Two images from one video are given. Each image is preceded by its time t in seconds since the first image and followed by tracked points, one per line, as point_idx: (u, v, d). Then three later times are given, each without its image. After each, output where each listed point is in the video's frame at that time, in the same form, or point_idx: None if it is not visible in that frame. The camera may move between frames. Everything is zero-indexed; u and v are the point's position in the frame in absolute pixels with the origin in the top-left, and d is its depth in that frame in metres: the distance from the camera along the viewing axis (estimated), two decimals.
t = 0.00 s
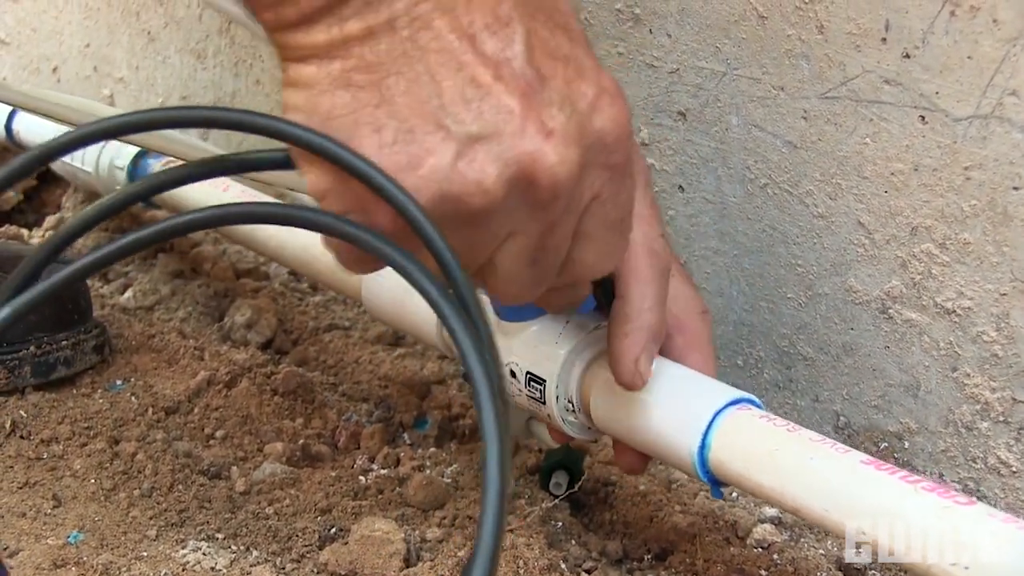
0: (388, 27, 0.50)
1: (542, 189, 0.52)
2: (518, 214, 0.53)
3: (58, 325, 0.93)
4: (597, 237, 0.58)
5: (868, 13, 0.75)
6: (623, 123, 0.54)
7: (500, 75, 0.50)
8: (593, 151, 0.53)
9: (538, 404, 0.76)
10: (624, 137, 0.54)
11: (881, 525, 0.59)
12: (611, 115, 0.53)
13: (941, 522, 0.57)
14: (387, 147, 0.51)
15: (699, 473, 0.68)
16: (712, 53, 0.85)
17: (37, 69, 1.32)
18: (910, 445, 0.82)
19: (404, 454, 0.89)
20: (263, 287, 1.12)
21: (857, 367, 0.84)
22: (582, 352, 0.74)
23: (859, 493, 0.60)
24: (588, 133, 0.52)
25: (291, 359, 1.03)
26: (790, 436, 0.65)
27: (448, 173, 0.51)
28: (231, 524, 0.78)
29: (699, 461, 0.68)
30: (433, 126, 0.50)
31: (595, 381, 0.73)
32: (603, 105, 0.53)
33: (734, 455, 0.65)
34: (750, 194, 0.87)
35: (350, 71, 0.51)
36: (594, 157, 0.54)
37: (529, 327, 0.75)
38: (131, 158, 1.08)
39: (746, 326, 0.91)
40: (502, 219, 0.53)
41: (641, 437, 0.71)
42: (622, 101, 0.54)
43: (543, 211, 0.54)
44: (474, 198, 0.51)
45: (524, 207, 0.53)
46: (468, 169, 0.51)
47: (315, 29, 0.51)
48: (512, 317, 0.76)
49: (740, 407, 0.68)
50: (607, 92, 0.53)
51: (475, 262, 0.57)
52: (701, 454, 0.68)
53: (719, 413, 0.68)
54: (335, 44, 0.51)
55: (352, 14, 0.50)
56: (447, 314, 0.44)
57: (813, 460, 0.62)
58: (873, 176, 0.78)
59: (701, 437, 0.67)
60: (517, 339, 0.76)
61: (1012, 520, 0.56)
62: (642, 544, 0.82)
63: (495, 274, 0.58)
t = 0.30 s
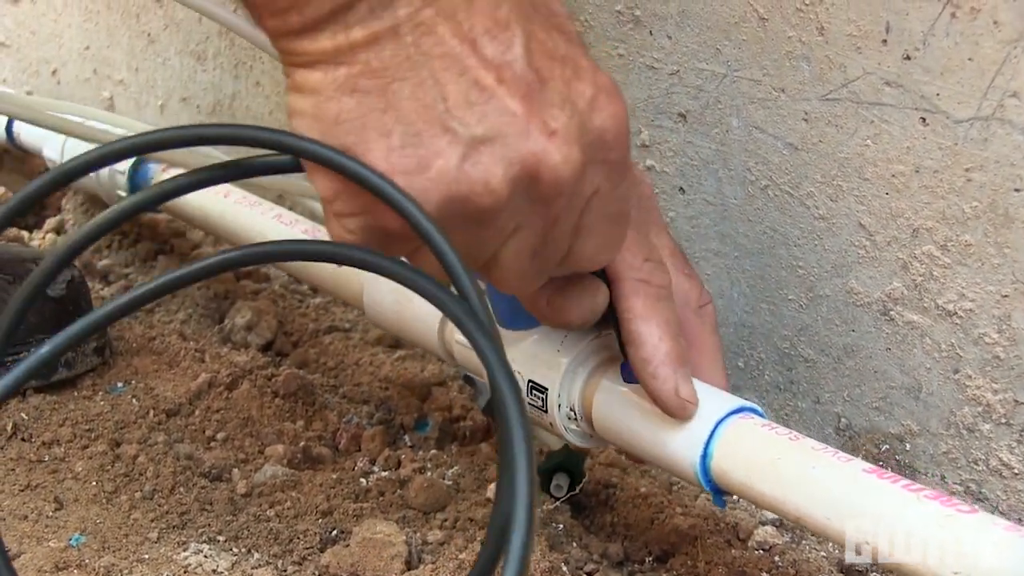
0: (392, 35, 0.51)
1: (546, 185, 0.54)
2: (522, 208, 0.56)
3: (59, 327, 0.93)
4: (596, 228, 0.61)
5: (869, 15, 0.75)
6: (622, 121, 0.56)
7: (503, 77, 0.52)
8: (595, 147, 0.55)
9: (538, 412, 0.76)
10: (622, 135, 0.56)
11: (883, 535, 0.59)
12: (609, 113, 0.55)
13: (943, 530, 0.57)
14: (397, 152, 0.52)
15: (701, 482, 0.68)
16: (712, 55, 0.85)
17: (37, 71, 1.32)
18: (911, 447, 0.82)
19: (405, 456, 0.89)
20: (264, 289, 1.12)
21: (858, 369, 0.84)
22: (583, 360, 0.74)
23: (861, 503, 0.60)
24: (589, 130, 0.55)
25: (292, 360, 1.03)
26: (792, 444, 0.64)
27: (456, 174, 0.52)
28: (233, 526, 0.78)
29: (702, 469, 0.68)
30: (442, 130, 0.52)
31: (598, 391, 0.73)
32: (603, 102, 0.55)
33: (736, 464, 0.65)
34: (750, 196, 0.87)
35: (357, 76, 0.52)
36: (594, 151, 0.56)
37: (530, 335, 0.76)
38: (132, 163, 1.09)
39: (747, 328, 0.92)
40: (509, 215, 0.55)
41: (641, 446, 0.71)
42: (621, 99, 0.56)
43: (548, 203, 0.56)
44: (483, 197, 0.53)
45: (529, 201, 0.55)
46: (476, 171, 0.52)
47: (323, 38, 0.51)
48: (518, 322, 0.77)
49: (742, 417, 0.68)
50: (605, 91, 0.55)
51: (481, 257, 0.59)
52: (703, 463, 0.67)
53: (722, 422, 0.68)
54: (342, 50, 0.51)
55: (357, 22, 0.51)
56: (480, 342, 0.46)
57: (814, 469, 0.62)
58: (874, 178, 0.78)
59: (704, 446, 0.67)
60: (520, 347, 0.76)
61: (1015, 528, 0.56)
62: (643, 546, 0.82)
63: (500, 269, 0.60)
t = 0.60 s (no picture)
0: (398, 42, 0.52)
1: (566, 185, 0.55)
2: (541, 210, 0.57)
3: (59, 328, 0.93)
4: (609, 229, 0.62)
5: (869, 14, 0.74)
6: (635, 114, 0.57)
7: (520, 78, 0.53)
8: (609, 145, 0.57)
9: (539, 410, 0.76)
10: (636, 128, 0.57)
11: (884, 533, 0.59)
12: (624, 110, 0.56)
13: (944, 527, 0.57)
14: (416, 154, 0.53)
15: (701, 479, 0.69)
16: (713, 55, 0.85)
17: (37, 73, 1.32)
18: (913, 446, 0.82)
19: (406, 456, 0.89)
20: (264, 290, 1.12)
21: (859, 369, 0.84)
22: (585, 357, 0.74)
23: (861, 500, 0.60)
24: (604, 129, 0.56)
25: (293, 361, 1.03)
26: (793, 442, 0.65)
27: (477, 176, 0.54)
28: (234, 528, 0.78)
29: (702, 466, 0.68)
30: (460, 132, 0.53)
31: (599, 387, 0.73)
32: (616, 99, 0.56)
33: (737, 462, 0.66)
34: (751, 195, 0.87)
35: (372, 80, 0.53)
36: (609, 150, 0.57)
37: (531, 333, 0.76)
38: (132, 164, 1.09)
39: (747, 327, 0.92)
40: (529, 216, 0.57)
41: (643, 442, 0.71)
42: (632, 94, 0.57)
43: (567, 204, 0.57)
44: (503, 198, 0.54)
45: (548, 201, 0.57)
46: (495, 173, 0.54)
47: (336, 39, 0.52)
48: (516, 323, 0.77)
49: (743, 414, 0.68)
50: (618, 87, 0.56)
51: (499, 257, 0.60)
52: (704, 460, 0.68)
53: (723, 419, 0.68)
54: (355, 53, 0.52)
55: (372, 24, 0.52)
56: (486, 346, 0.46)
57: (815, 467, 0.62)
58: (874, 177, 0.78)
59: (704, 443, 0.68)
60: (521, 345, 0.76)
61: (1016, 525, 0.56)
62: (644, 546, 0.82)
63: (517, 269, 0.61)
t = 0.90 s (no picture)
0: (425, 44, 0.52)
1: (619, 215, 0.54)
2: (592, 244, 0.56)
3: (61, 327, 0.94)
4: (654, 260, 0.60)
5: (872, 16, 0.74)
6: (681, 144, 0.57)
7: (569, 105, 0.53)
8: (661, 175, 0.56)
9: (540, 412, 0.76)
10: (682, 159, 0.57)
11: (884, 536, 0.59)
12: (670, 138, 0.56)
13: (944, 530, 0.57)
14: (466, 188, 0.51)
15: (702, 481, 0.69)
16: (715, 56, 0.85)
17: (39, 71, 1.32)
18: (914, 449, 0.82)
19: (407, 456, 0.89)
20: (266, 289, 1.12)
21: (860, 371, 0.84)
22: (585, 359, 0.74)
23: (862, 503, 0.60)
24: (655, 156, 0.55)
25: (293, 361, 1.03)
26: (793, 446, 0.65)
27: (530, 208, 0.52)
28: (234, 527, 0.78)
29: (703, 468, 0.68)
30: (510, 161, 0.52)
31: (600, 389, 0.73)
32: (662, 128, 0.56)
33: (737, 464, 0.66)
34: (753, 197, 0.87)
35: (420, 110, 0.52)
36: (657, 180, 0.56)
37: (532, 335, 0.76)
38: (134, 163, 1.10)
39: (749, 329, 0.91)
40: (581, 249, 0.55)
41: (644, 445, 0.71)
42: (676, 125, 0.57)
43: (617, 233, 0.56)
44: (557, 230, 0.53)
45: (600, 233, 0.55)
46: (549, 204, 0.52)
47: (381, 67, 0.52)
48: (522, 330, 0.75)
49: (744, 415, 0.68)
50: (663, 117, 0.56)
51: (547, 289, 0.58)
52: (704, 461, 0.68)
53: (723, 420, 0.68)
54: (402, 81, 0.52)
55: (417, 49, 0.52)
56: (497, 353, 0.44)
57: (815, 470, 0.62)
58: (876, 179, 0.78)
59: (705, 444, 0.68)
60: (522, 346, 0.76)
61: (1016, 530, 0.56)
62: (645, 547, 0.82)
63: (565, 300, 0.59)
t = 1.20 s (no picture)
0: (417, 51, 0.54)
1: (636, 226, 0.58)
2: (611, 254, 0.59)
3: (58, 329, 0.93)
4: (673, 268, 0.64)
5: (868, 14, 0.74)
6: (697, 154, 0.60)
7: (584, 120, 0.56)
8: (674, 184, 0.59)
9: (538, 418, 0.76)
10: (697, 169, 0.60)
11: (882, 540, 0.59)
12: (686, 147, 0.59)
13: (941, 533, 0.57)
14: (487, 207, 0.56)
15: (700, 487, 0.69)
16: (712, 55, 0.85)
17: (36, 73, 1.32)
18: (911, 447, 0.82)
19: (405, 457, 0.89)
20: (263, 290, 1.12)
21: (857, 370, 0.84)
22: (581, 364, 0.74)
23: (859, 507, 0.60)
24: (669, 166, 0.59)
25: (291, 362, 1.03)
26: (790, 450, 0.65)
27: (551, 224, 0.56)
28: (232, 528, 0.78)
29: (701, 474, 0.68)
30: (528, 178, 0.56)
31: (597, 395, 0.73)
32: (677, 136, 0.59)
33: (735, 470, 0.66)
34: (750, 196, 0.87)
35: (436, 130, 0.56)
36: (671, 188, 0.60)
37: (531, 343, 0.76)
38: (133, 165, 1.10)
39: (746, 329, 0.91)
40: (601, 262, 0.59)
41: (641, 452, 0.72)
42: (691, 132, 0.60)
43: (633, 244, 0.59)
44: (576, 245, 0.57)
45: (617, 245, 0.59)
46: (568, 220, 0.56)
47: (396, 89, 0.55)
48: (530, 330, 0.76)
49: (740, 421, 0.69)
50: (677, 125, 0.60)
51: (568, 301, 0.61)
52: (702, 467, 0.68)
53: (720, 426, 0.68)
54: (417, 101, 0.55)
55: (434, 71, 0.55)
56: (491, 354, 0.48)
57: (812, 474, 0.63)
58: (873, 178, 0.78)
59: (702, 451, 0.68)
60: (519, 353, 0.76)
61: (1014, 532, 0.56)
62: (643, 547, 0.82)
63: (585, 313, 0.63)
